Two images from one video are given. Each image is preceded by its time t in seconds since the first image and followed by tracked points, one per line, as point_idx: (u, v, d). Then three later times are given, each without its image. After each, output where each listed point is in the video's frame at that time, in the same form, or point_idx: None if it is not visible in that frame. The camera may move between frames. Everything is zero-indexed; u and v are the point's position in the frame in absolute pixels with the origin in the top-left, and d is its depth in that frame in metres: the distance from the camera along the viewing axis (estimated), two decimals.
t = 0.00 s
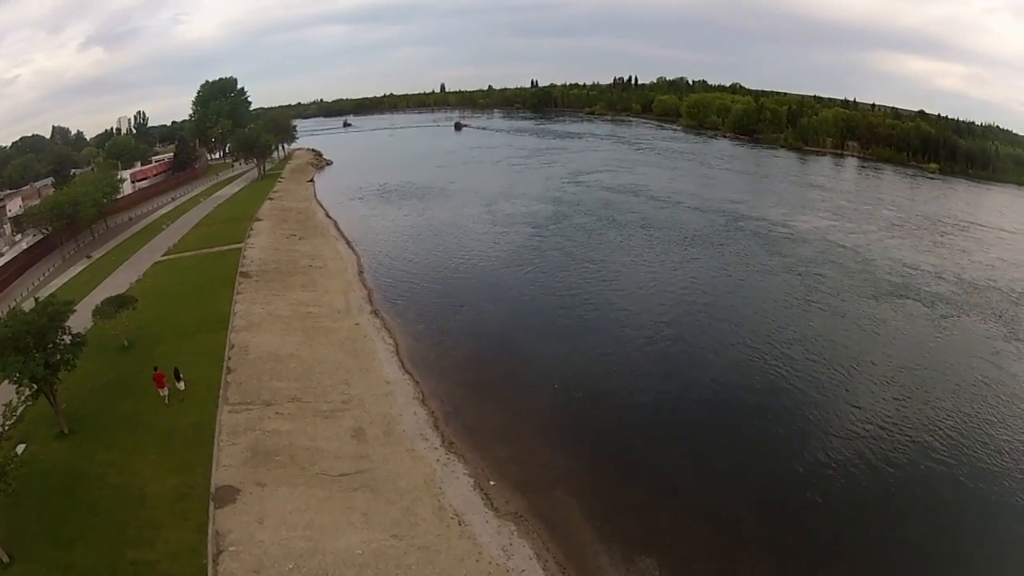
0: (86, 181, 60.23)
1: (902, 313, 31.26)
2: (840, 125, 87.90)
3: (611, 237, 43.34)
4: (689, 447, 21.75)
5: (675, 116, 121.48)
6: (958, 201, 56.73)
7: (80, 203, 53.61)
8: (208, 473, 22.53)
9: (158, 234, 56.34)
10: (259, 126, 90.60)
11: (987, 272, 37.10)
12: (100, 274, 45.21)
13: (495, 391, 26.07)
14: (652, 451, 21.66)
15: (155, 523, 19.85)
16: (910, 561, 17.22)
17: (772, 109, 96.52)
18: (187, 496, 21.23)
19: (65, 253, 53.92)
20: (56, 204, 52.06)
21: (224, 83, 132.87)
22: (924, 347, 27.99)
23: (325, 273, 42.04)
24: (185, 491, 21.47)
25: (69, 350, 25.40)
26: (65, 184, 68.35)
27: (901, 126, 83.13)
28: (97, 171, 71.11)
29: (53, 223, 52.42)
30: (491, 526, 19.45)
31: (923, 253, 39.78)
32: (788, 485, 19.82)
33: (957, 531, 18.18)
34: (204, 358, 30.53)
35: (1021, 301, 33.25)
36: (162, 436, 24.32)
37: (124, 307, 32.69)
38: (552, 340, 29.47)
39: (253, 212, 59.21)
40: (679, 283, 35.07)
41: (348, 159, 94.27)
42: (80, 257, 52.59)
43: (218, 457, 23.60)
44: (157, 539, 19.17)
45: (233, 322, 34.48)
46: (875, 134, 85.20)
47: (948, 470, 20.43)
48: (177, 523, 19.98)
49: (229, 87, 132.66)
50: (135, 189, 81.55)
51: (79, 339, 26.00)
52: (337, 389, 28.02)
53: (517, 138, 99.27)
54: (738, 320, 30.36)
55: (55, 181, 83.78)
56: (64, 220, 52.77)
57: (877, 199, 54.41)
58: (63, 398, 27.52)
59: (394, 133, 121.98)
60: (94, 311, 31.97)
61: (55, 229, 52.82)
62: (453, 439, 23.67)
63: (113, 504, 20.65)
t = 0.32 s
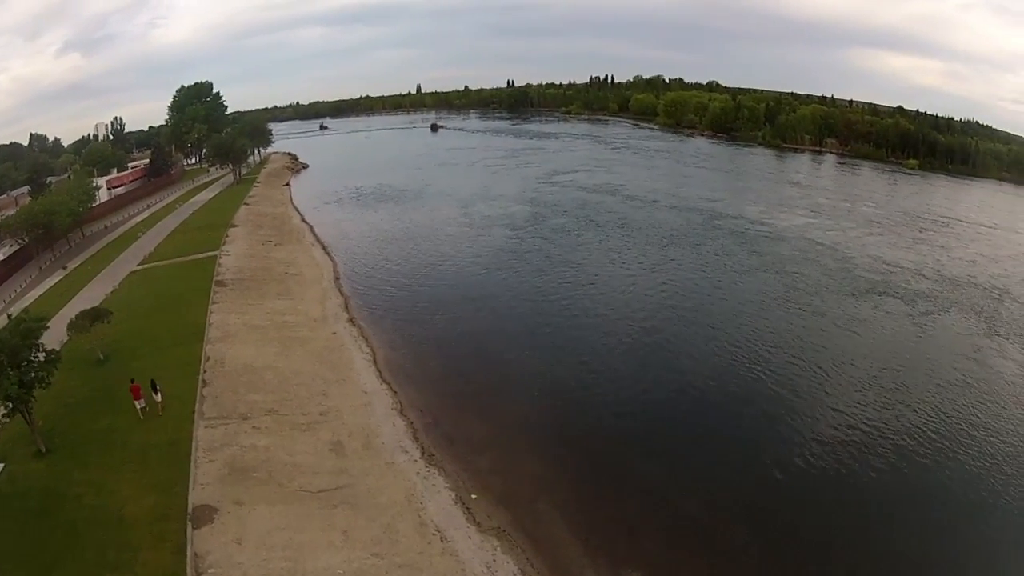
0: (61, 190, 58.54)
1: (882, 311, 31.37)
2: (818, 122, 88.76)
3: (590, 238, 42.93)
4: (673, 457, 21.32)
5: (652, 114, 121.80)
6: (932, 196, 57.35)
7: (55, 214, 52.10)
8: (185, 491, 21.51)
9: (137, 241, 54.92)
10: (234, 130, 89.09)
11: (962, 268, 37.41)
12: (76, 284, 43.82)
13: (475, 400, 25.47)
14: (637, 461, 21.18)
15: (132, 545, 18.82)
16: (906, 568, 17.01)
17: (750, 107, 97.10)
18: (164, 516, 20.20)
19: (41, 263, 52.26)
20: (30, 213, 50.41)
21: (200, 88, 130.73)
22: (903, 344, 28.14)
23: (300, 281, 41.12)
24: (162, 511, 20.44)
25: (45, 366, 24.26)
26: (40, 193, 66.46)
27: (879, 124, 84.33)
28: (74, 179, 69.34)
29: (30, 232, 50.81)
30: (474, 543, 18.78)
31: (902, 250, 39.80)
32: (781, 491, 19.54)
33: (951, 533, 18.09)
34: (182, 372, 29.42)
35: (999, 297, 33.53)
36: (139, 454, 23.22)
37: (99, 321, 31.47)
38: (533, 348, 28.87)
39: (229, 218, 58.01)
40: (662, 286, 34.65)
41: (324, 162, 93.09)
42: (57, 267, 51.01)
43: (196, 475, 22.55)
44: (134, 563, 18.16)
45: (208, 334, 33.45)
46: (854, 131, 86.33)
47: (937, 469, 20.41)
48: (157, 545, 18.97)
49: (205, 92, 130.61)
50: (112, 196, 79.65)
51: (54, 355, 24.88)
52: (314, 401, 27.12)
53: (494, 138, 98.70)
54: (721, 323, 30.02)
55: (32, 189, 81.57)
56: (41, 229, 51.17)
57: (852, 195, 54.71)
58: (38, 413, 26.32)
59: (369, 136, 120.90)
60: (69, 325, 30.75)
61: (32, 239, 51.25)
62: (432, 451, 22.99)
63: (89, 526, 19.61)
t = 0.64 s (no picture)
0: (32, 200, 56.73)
1: (858, 309, 31.64)
2: (792, 121, 89.82)
3: (566, 242, 42.64)
4: (655, 466, 20.97)
5: (624, 115, 122.49)
6: (901, 192, 58.17)
7: (28, 224, 50.46)
8: (161, 513, 20.56)
9: (110, 250, 53.45)
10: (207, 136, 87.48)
11: (935, 266, 37.78)
12: (50, 295, 42.34)
13: (453, 412, 24.85)
14: (618, 472, 20.77)
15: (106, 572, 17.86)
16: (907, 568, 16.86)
17: (723, 106, 97.72)
18: (139, 540, 19.25)
19: (16, 274, 50.50)
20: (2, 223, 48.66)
21: (173, 94, 128.50)
22: (881, 342, 28.37)
23: (272, 290, 40.13)
24: (136, 534, 19.48)
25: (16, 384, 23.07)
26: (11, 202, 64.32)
27: (854, 122, 86.11)
28: (46, 188, 67.32)
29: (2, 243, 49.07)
30: (455, 562, 18.18)
31: (874, 249, 40.17)
32: (780, 496, 19.27)
33: (951, 532, 18.03)
34: (155, 387, 28.26)
35: (975, 293, 34.22)
36: (113, 473, 22.18)
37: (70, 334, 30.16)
38: (511, 357, 28.35)
39: (202, 227, 56.79)
40: (640, 290, 34.33)
41: (297, 168, 91.81)
42: (29, 277, 49.25)
43: (170, 495, 21.45)
44: None
45: (180, 347, 32.37)
46: (828, 129, 87.43)
47: (929, 468, 20.44)
48: (132, 571, 18.02)
49: (178, 98, 128.28)
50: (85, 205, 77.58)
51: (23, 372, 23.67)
52: (288, 416, 26.25)
53: (468, 141, 98.28)
54: (699, 327, 29.83)
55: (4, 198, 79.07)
56: (13, 240, 49.44)
57: (823, 194, 55.28)
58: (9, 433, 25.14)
59: (341, 141, 119.69)
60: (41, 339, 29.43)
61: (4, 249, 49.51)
62: (410, 466, 22.38)
63: (60, 554, 18.59)
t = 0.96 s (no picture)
0: None
1: (831, 307, 31.99)
2: (761, 119, 90.63)
3: (538, 245, 42.31)
4: (633, 478, 20.59)
5: (594, 114, 122.84)
6: (866, 188, 58.77)
7: None
8: (133, 536, 19.59)
9: (81, 259, 51.92)
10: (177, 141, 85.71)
11: (904, 264, 38.22)
12: (22, 305, 40.87)
13: (427, 425, 24.25)
14: (597, 485, 20.34)
15: None
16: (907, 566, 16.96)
17: (692, 105, 98.14)
18: (112, 566, 18.31)
19: None
20: None
21: (143, 100, 126.01)
22: (858, 339, 28.78)
23: (241, 300, 39.19)
24: (109, 559, 18.53)
25: None
26: None
27: (825, 119, 87.71)
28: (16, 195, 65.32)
29: None
30: None
31: (844, 249, 40.47)
32: (779, 497, 19.32)
33: (946, 524, 18.38)
34: (124, 404, 27.14)
35: (948, 290, 34.71)
36: (84, 494, 21.12)
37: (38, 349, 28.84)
38: (484, 367, 27.82)
39: (171, 235, 55.48)
40: (612, 294, 33.97)
41: (266, 173, 90.37)
42: None
43: (140, 517, 20.46)
44: None
45: (149, 361, 31.28)
46: (800, 126, 89.23)
47: (916, 463, 20.83)
48: None
49: (148, 103, 125.80)
50: (55, 213, 75.45)
51: None
52: (258, 431, 25.35)
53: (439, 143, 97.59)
54: (673, 331, 29.65)
55: None
56: None
57: (792, 192, 55.72)
58: None
59: (310, 144, 118.11)
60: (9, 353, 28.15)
61: None
62: (382, 482, 21.74)
63: None
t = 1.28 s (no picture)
0: None
1: (795, 302, 32.42)
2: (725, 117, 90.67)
3: (502, 246, 41.95)
4: (607, 486, 20.26)
5: (557, 113, 122.93)
6: (827, 184, 59.35)
7: None
8: (100, 559, 18.65)
9: (43, 268, 50.19)
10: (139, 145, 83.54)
11: (871, 260, 38.60)
12: None
13: (396, 437, 23.71)
14: (571, 496, 19.96)
15: None
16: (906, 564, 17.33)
17: (655, 102, 98.32)
18: None
19: None
20: None
21: (108, 103, 122.93)
22: (826, 333, 29.31)
23: (203, 309, 38.15)
24: None
25: None
26: None
27: (789, 115, 88.10)
28: None
29: None
30: None
31: (807, 245, 40.84)
32: (779, 497, 19.57)
33: (931, 514, 19.05)
34: (87, 420, 26.01)
35: (917, 285, 35.10)
36: (48, 514, 20.11)
37: None
38: (452, 374, 27.36)
39: (134, 242, 53.97)
40: (579, 297, 33.64)
41: (230, 176, 88.57)
42: None
43: (106, 540, 19.51)
44: None
45: (112, 375, 30.13)
46: (764, 123, 89.28)
47: (895, 455, 21.44)
48: None
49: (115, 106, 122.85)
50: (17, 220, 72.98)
51: None
52: (222, 446, 24.46)
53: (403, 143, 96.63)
54: (641, 333, 29.49)
55: None
56: None
57: (753, 188, 56.05)
58: None
59: (273, 146, 116.11)
60: None
61: None
62: (349, 497, 21.10)
63: None
